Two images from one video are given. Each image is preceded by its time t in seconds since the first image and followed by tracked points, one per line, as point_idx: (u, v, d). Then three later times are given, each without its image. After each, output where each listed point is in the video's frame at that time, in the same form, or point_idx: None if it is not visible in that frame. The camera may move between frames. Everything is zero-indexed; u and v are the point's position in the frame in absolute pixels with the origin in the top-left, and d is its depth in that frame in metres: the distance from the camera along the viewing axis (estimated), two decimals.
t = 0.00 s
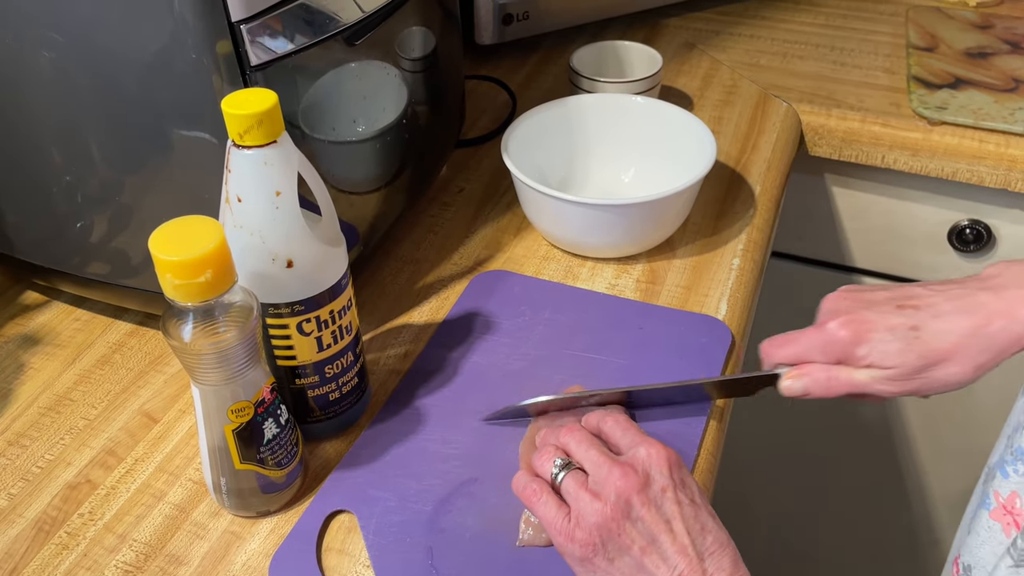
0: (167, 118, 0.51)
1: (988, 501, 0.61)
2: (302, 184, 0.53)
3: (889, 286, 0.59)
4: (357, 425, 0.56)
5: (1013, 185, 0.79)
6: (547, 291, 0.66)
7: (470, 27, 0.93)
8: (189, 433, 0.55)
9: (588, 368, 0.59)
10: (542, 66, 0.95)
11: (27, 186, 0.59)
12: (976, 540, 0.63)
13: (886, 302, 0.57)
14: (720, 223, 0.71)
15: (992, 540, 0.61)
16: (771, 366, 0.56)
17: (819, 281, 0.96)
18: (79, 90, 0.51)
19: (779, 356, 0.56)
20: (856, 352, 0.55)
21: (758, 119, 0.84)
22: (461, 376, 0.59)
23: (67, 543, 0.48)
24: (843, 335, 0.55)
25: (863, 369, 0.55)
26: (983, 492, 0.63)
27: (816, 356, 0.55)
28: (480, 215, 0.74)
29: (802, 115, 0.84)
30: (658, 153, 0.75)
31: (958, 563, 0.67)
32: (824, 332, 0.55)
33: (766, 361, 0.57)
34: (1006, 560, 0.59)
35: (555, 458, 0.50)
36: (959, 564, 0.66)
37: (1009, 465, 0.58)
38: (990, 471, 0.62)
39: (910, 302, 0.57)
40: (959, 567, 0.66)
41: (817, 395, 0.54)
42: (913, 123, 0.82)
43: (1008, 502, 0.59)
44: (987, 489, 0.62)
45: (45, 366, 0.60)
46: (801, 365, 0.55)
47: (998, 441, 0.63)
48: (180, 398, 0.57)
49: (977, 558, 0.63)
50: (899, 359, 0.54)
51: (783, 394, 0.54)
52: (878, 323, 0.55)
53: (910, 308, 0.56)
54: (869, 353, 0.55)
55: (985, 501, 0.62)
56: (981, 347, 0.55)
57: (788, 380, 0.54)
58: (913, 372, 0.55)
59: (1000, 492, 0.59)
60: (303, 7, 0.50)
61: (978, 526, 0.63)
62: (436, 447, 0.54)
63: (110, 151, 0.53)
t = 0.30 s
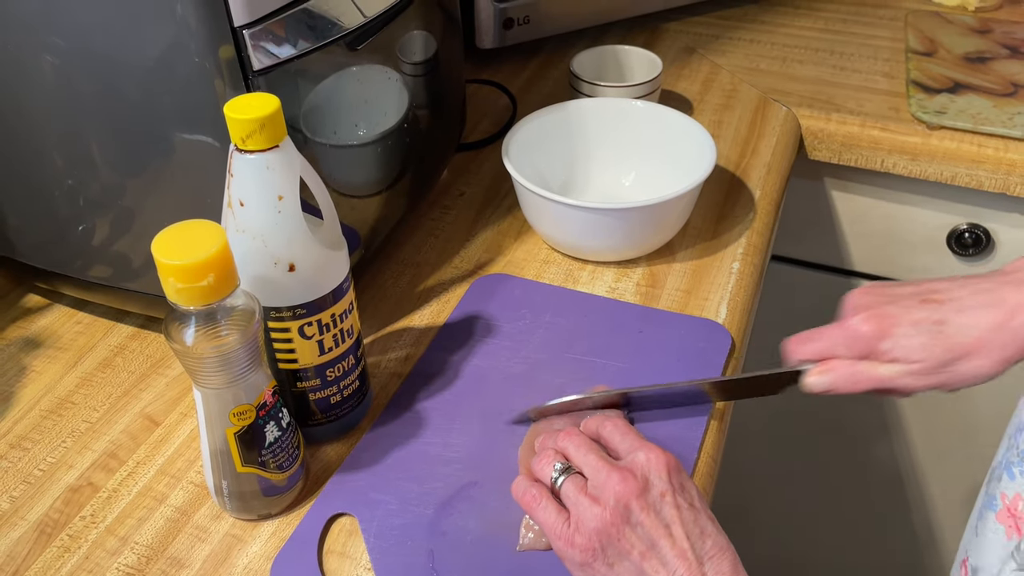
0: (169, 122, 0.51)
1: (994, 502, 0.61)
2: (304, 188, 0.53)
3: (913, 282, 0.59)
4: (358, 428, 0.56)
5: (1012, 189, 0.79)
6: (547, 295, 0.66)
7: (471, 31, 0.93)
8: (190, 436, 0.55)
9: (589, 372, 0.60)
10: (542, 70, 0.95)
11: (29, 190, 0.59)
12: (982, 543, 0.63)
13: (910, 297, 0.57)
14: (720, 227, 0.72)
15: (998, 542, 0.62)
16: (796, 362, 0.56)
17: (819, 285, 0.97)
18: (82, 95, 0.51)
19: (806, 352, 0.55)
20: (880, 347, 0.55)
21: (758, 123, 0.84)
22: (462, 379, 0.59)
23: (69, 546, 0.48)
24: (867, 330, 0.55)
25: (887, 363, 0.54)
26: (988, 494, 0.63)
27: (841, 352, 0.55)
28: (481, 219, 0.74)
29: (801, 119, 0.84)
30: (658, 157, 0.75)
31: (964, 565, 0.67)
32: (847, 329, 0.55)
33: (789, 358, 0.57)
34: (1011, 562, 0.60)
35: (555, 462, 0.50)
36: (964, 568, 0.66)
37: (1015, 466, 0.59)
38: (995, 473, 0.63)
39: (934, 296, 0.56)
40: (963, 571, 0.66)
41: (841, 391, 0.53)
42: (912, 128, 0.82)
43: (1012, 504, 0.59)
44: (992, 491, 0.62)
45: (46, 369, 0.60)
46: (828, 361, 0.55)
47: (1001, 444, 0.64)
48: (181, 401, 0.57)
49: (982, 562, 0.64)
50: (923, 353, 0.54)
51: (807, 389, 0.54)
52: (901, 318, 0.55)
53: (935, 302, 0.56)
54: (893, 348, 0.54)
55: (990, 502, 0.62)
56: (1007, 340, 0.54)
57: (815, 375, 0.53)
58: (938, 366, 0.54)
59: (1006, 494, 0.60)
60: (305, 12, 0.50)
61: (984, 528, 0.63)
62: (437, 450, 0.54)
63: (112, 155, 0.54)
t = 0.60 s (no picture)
0: (169, 120, 0.51)
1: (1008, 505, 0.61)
2: (303, 186, 0.53)
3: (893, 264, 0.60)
4: (357, 427, 0.56)
5: (1013, 189, 0.79)
6: (548, 293, 0.66)
7: (471, 31, 0.93)
8: (189, 435, 0.54)
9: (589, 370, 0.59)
10: (542, 70, 0.95)
11: (27, 188, 0.59)
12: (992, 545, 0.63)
13: (889, 275, 0.58)
14: (720, 226, 0.71)
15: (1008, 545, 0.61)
16: (774, 344, 0.57)
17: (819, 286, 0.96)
18: (80, 92, 0.51)
19: (784, 332, 0.56)
20: (861, 323, 0.55)
21: (758, 123, 0.84)
22: (461, 377, 0.59)
23: (67, 544, 0.48)
24: (848, 307, 0.55)
25: (868, 340, 0.55)
26: (1003, 499, 0.63)
27: (820, 331, 0.55)
28: (481, 217, 0.74)
29: (802, 118, 0.84)
30: (658, 156, 0.75)
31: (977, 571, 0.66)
32: (829, 307, 0.55)
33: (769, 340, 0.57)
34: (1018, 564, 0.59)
35: (558, 461, 0.49)
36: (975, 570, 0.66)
37: None
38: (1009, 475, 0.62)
39: (913, 274, 0.58)
40: None
41: (822, 368, 0.54)
42: (913, 128, 0.82)
43: None
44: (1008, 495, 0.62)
45: (44, 368, 0.60)
46: (807, 339, 0.55)
47: (1011, 445, 0.63)
48: (179, 399, 0.57)
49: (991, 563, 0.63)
50: (905, 327, 0.54)
51: (788, 369, 0.55)
52: (882, 294, 0.56)
53: (914, 279, 0.57)
54: (875, 323, 0.55)
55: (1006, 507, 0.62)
56: (988, 312, 0.56)
57: (793, 354, 0.54)
58: (920, 339, 0.55)
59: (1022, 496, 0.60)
60: (304, 8, 0.50)
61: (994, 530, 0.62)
62: (437, 448, 0.54)
63: (111, 152, 0.53)
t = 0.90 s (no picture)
0: (167, 120, 0.51)
1: (994, 505, 0.61)
2: (301, 186, 0.53)
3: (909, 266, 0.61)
4: (355, 427, 0.56)
5: (1011, 190, 0.79)
6: (547, 293, 0.66)
7: (470, 31, 0.93)
8: (186, 434, 0.54)
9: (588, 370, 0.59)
10: (541, 70, 0.95)
11: (26, 188, 0.59)
12: (981, 544, 0.63)
13: (907, 278, 0.59)
14: (719, 226, 0.71)
15: (997, 544, 0.61)
16: (785, 343, 0.58)
17: (817, 287, 0.97)
18: (79, 91, 0.51)
19: (796, 333, 0.57)
20: (878, 326, 0.56)
21: (757, 123, 0.84)
22: (460, 377, 0.59)
23: (64, 544, 0.48)
24: (865, 309, 0.56)
25: (885, 343, 0.56)
26: (988, 498, 0.63)
27: (835, 332, 0.56)
28: (479, 217, 0.74)
29: (800, 119, 0.84)
30: (657, 156, 0.75)
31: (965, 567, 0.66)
32: (845, 309, 0.57)
33: (780, 340, 0.58)
34: (1011, 564, 0.60)
35: (558, 460, 0.49)
36: (965, 568, 0.66)
37: (1015, 468, 0.58)
38: (996, 475, 0.62)
39: (931, 277, 0.59)
40: (965, 571, 0.66)
41: (835, 369, 0.55)
42: (911, 128, 0.82)
43: (1014, 507, 0.59)
44: (992, 494, 0.62)
45: (42, 367, 0.60)
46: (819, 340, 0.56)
47: (1003, 446, 0.63)
48: (177, 399, 0.57)
49: (980, 562, 0.63)
50: (924, 330, 0.56)
51: (798, 369, 0.55)
52: (900, 297, 0.57)
53: (932, 283, 0.58)
54: (892, 326, 0.56)
55: (991, 505, 0.62)
56: (1008, 318, 0.57)
57: (805, 355, 0.54)
58: (938, 343, 0.56)
59: (1007, 497, 0.59)
60: (303, 8, 0.50)
61: (982, 530, 0.62)
62: (435, 448, 0.54)
63: (110, 152, 0.53)
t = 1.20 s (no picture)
0: (162, 122, 0.51)
1: (989, 507, 0.61)
2: (296, 187, 0.53)
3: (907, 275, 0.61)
4: (350, 428, 0.56)
5: (1006, 191, 0.79)
6: (542, 295, 0.66)
7: (466, 32, 0.93)
8: (181, 435, 0.54)
9: (584, 371, 0.59)
10: (537, 71, 0.95)
11: (21, 189, 0.59)
12: (975, 545, 0.63)
13: (905, 288, 0.59)
14: (714, 228, 0.71)
15: (992, 546, 0.61)
16: (784, 356, 0.58)
17: (813, 288, 0.97)
18: (74, 93, 0.51)
19: (795, 346, 0.57)
20: (876, 338, 0.56)
21: (753, 125, 0.84)
22: (455, 378, 0.59)
23: (58, 546, 0.48)
24: (863, 321, 0.56)
25: (884, 355, 0.56)
26: (983, 500, 0.63)
27: (835, 344, 0.56)
28: (475, 219, 0.74)
29: (796, 121, 0.84)
30: (652, 157, 0.75)
31: (960, 569, 0.67)
32: (843, 321, 0.56)
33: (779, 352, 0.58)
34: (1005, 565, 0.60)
35: (553, 461, 0.49)
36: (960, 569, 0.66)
37: (1010, 471, 0.58)
38: (991, 476, 0.62)
39: (929, 288, 0.59)
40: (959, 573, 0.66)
41: (834, 382, 0.55)
42: (907, 130, 0.82)
43: (1009, 508, 0.59)
44: (988, 496, 0.62)
45: (37, 369, 0.60)
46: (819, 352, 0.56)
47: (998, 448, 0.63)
48: (172, 401, 0.57)
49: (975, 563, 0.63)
50: (922, 342, 0.55)
51: (799, 382, 0.55)
52: (899, 308, 0.57)
53: (931, 293, 0.58)
54: (891, 338, 0.56)
55: (986, 506, 0.62)
56: (1007, 327, 0.56)
57: (805, 368, 0.55)
58: (937, 355, 0.56)
59: (1001, 498, 0.60)
60: (297, 9, 0.50)
61: (977, 531, 0.63)
62: (430, 449, 0.54)
63: (105, 153, 0.53)
